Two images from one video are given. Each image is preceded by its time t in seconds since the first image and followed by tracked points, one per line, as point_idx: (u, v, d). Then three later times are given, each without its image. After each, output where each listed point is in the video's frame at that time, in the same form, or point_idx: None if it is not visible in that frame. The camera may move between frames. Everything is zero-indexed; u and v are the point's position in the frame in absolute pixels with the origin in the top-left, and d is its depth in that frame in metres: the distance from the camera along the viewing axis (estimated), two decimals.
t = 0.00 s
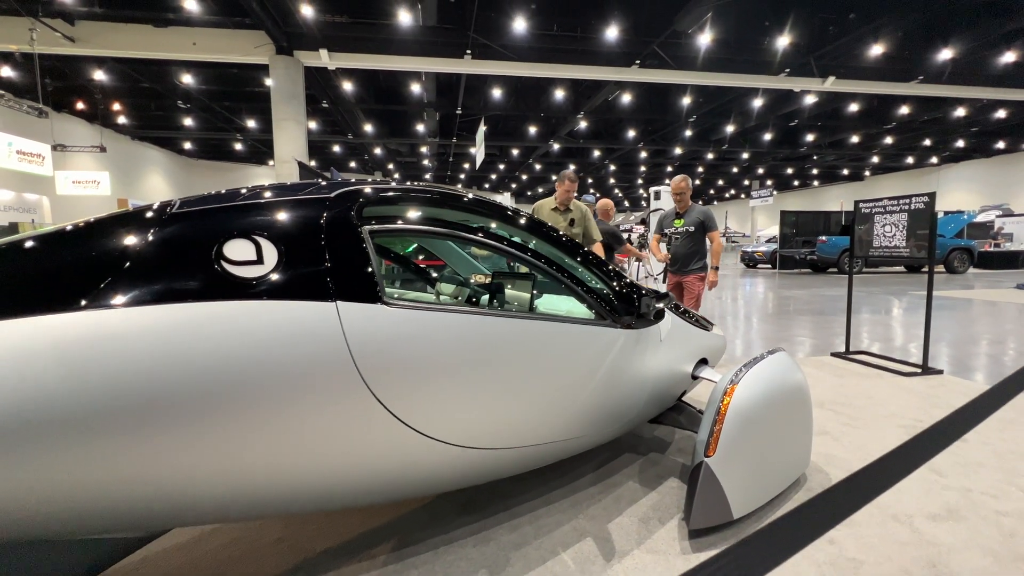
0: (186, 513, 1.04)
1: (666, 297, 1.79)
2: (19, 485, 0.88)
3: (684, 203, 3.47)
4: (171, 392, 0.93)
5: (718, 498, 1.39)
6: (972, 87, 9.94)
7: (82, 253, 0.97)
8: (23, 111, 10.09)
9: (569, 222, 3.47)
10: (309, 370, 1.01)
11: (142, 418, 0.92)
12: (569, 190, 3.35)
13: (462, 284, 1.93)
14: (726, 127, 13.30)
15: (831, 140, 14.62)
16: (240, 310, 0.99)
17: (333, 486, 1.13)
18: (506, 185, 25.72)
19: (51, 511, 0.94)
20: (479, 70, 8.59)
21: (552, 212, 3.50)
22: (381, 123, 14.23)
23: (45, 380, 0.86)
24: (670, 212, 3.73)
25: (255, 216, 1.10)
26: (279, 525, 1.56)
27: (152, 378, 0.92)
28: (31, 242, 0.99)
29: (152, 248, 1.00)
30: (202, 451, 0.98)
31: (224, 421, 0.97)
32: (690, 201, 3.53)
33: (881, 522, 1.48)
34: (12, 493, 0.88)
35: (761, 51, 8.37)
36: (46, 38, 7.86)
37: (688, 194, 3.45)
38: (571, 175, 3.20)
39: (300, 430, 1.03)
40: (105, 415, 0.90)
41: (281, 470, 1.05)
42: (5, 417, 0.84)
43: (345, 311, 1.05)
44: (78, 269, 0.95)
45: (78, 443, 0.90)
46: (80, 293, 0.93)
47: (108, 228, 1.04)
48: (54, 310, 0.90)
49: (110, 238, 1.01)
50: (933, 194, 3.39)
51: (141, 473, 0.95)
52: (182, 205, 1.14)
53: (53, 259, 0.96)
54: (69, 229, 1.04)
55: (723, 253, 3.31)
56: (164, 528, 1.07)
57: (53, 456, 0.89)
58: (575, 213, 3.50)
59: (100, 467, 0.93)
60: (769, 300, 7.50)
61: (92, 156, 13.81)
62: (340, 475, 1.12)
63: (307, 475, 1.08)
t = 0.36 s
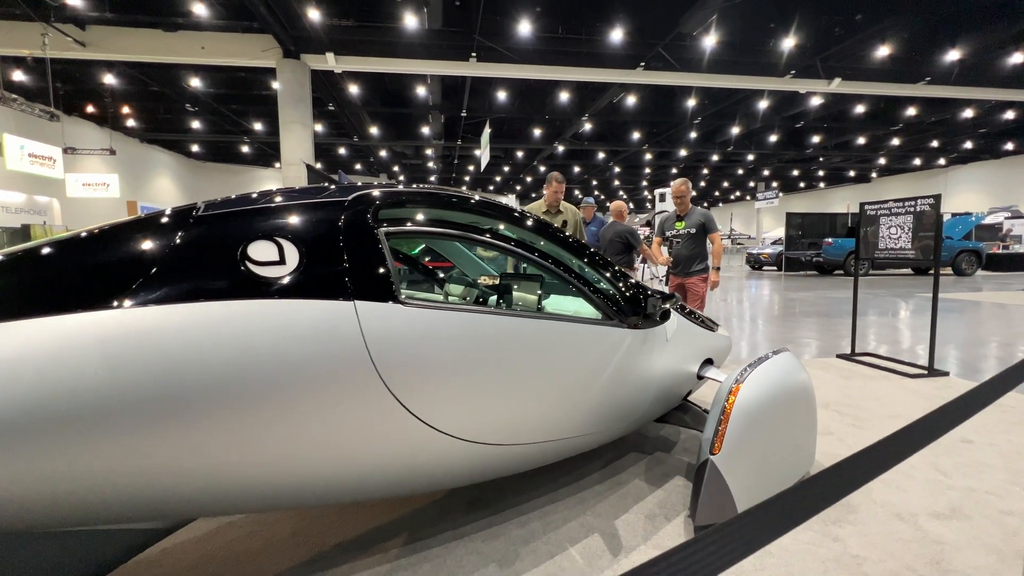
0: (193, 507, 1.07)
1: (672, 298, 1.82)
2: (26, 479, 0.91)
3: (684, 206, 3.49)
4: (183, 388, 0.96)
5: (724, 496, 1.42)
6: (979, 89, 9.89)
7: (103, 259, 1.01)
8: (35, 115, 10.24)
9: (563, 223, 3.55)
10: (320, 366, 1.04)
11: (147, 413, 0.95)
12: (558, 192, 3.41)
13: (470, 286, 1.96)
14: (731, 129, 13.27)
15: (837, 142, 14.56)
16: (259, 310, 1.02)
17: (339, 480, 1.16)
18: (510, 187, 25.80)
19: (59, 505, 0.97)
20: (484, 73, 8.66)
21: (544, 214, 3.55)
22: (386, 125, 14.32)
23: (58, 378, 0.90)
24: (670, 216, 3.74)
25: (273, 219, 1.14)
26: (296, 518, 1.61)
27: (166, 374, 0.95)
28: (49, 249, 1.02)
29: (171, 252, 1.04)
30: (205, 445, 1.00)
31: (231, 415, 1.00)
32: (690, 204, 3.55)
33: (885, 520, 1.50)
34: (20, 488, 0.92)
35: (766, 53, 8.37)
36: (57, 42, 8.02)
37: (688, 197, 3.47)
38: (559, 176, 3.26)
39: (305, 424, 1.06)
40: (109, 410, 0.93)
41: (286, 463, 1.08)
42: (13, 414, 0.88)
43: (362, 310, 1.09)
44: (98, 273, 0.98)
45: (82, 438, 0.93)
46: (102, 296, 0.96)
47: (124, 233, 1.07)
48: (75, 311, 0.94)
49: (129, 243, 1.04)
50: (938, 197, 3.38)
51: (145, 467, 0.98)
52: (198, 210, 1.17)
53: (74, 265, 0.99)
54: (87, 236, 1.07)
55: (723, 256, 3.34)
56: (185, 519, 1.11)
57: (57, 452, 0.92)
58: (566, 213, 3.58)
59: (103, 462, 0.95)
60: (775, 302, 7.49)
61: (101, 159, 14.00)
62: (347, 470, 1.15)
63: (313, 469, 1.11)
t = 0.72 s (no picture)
0: (205, 500, 1.09)
1: (683, 299, 1.83)
2: (42, 475, 0.93)
3: (690, 207, 3.49)
4: (201, 384, 0.99)
5: (735, 495, 1.43)
6: (996, 87, 9.72)
7: (129, 263, 1.04)
8: (56, 120, 10.51)
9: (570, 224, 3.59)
10: (337, 362, 1.07)
11: (162, 409, 0.98)
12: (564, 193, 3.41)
13: (482, 287, 1.99)
14: (742, 130, 13.17)
15: (851, 141, 14.39)
16: (280, 308, 1.06)
17: (352, 473, 1.18)
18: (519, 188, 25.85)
19: (74, 500, 0.99)
20: (494, 75, 8.70)
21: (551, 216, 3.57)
22: (396, 127, 14.43)
23: (77, 375, 0.93)
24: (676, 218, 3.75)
25: (293, 222, 1.18)
26: (315, 511, 1.66)
27: (185, 370, 0.98)
28: (73, 255, 1.06)
29: (194, 255, 1.08)
30: (218, 441, 1.03)
31: (247, 411, 1.03)
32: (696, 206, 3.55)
33: (896, 521, 1.50)
34: (34, 482, 0.94)
35: (778, 52, 8.30)
36: (77, 48, 8.26)
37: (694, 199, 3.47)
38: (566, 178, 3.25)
39: (320, 420, 1.09)
40: (131, 407, 0.96)
41: (299, 458, 1.10)
42: (30, 412, 0.90)
43: (382, 310, 1.13)
44: (126, 276, 1.03)
45: (96, 433, 0.95)
46: (127, 298, 1.00)
47: (145, 238, 1.10)
48: (103, 312, 0.98)
49: (153, 246, 1.08)
50: (952, 197, 3.36)
51: (170, 462, 1.01)
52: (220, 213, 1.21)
53: (100, 270, 1.03)
54: (110, 240, 1.11)
55: (730, 257, 3.34)
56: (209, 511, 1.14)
57: (73, 449, 0.94)
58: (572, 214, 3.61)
59: (114, 458, 0.97)
60: (786, 304, 7.42)
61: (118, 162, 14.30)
62: (359, 465, 1.17)
63: (325, 464, 1.14)
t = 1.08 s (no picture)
0: (233, 489, 1.13)
1: (701, 299, 1.84)
2: (76, 466, 0.97)
3: (707, 207, 3.46)
4: (233, 378, 1.04)
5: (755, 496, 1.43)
6: None
7: (163, 266, 1.09)
8: (88, 124, 10.92)
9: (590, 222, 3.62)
10: (363, 358, 1.11)
11: (195, 402, 1.02)
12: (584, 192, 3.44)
13: (501, 286, 2.02)
14: (762, 127, 12.94)
15: (876, 138, 14.02)
16: (308, 306, 1.11)
17: (374, 466, 1.22)
18: (535, 187, 25.85)
19: (107, 490, 1.03)
20: (510, 74, 8.73)
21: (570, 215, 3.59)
22: (413, 128, 14.58)
23: (114, 370, 0.97)
24: (693, 217, 3.72)
25: (320, 225, 1.23)
26: (339, 503, 1.72)
27: (217, 365, 1.03)
28: (107, 259, 1.10)
29: (226, 258, 1.12)
30: (248, 433, 1.07)
31: (276, 404, 1.07)
32: (713, 205, 3.51)
33: (919, 524, 1.48)
34: (70, 472, 0.97)
35: (800, 47, 8.14)
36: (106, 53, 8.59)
37: (710, 198, 3.44)
38: (585, 177, 3.29)
39: (345, 414, 1.13)
40: (170, 400, 1.00)
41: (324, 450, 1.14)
42: (74, 405, 0.94)
43: (409, 308, 1.17)
44: (160, 278, 1.07)
45: (129, 426, 0.99)
46: (162, 299, 1.04)
47: (177, 242, 1.15)
48: (140, 313, 1.02)
49: (185, 250, 1.13)
50: (981, 196, 3.28)
51: (207, 452, 1.06)
52: (247, 216, 1.26)
53: (135, 273, 1.07)
54: (142, 244, 1.15)
55: (745, 258, 3.30)
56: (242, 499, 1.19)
57: (115, 441, 0.99)
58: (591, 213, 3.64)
59: (145, 450, 1.01)
60: (808, 305, 7.28)
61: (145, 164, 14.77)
62: (382, 457, 1.21)
63: (350, 456, 1.18)
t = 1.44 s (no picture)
0: (266, 475, 1.18)
1: (724, 296, 1.82)
2: (118, 450, 1.02)
3: (730, 203, 3.42)
4: (267, 371, 1.09)
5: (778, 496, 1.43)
6: None
7: (199, 266, 1.14)
8: (123, 127, 11.40)
9: (620, 220, 3.61)
10: (392, 350, 1.15)
11: (230, 392, 1.07)
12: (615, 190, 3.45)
13: (522, 284, 2.04)
14: (788, 121, 12.60)
15: (909, 131, 13.51)
16: (336, 302, 1.15)
17: (402, 456, 1.25)
18: (554, 184, 25.76)
19: (147, 474, 1.08)
20: (530, 71, 8.71)
21: (601, 213, 3.58)
22: (434, 126, 14.72)
23: (154, 362, 1.02)
24: (717, 214, 3.67)
25: (348, 224, 1.27)
26: (366, 492, 1.78)
27: (252, 357, 1.08)
28: (144, 261, 1.16)
29: (257, 257, 1.17)
30: (281, 421, 1.12)
31: (310, 394, 1.12)
32: (738, 201, 3.46)
33: (950, 527, 1.45)
34: (113, 456, 1.03)
35: (829, 38, 7.90)
36: (140, 58, 8.93)
37: (734, 194, 3.40)
38: (617, 174, 3.29)
39: (375, 404, 1.17)
40: (209, 392, 1.06)
41: (354, 438, 1.19)
42: (121, 395, 1.00)
43: (434, 305, 1.20)
44: (196, 277, 1.12)
45: (171, 414, 1.04)
46: (199, 296, 1.10)
47: (210, 243, 1.20)
48: (179, 310, 1.07)
49: (220, 249, 1.18)
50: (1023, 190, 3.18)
51: (242, 440, 1.11)
52: (278, 216, 1.31)
53: (173, 273, 1.13)
54: (177, 245, 1.21)
55: (769, 255, 3.24)
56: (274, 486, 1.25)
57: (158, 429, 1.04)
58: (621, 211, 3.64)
59: (183, 436, 1.06)
60: (836, 303, 7.09)
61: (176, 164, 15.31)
62: (407, 448, 1.25)
63: (379, 445, 1.22)
